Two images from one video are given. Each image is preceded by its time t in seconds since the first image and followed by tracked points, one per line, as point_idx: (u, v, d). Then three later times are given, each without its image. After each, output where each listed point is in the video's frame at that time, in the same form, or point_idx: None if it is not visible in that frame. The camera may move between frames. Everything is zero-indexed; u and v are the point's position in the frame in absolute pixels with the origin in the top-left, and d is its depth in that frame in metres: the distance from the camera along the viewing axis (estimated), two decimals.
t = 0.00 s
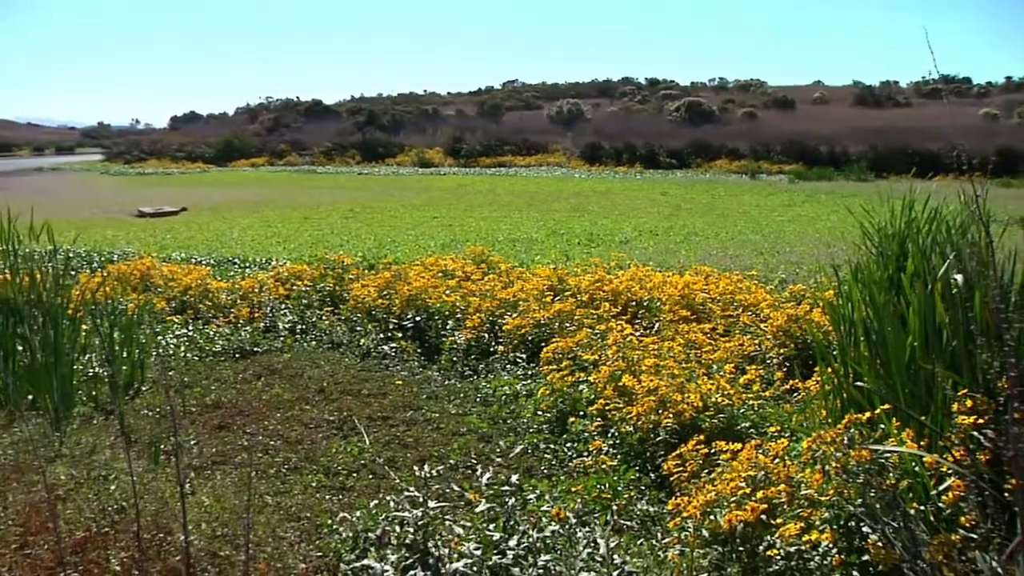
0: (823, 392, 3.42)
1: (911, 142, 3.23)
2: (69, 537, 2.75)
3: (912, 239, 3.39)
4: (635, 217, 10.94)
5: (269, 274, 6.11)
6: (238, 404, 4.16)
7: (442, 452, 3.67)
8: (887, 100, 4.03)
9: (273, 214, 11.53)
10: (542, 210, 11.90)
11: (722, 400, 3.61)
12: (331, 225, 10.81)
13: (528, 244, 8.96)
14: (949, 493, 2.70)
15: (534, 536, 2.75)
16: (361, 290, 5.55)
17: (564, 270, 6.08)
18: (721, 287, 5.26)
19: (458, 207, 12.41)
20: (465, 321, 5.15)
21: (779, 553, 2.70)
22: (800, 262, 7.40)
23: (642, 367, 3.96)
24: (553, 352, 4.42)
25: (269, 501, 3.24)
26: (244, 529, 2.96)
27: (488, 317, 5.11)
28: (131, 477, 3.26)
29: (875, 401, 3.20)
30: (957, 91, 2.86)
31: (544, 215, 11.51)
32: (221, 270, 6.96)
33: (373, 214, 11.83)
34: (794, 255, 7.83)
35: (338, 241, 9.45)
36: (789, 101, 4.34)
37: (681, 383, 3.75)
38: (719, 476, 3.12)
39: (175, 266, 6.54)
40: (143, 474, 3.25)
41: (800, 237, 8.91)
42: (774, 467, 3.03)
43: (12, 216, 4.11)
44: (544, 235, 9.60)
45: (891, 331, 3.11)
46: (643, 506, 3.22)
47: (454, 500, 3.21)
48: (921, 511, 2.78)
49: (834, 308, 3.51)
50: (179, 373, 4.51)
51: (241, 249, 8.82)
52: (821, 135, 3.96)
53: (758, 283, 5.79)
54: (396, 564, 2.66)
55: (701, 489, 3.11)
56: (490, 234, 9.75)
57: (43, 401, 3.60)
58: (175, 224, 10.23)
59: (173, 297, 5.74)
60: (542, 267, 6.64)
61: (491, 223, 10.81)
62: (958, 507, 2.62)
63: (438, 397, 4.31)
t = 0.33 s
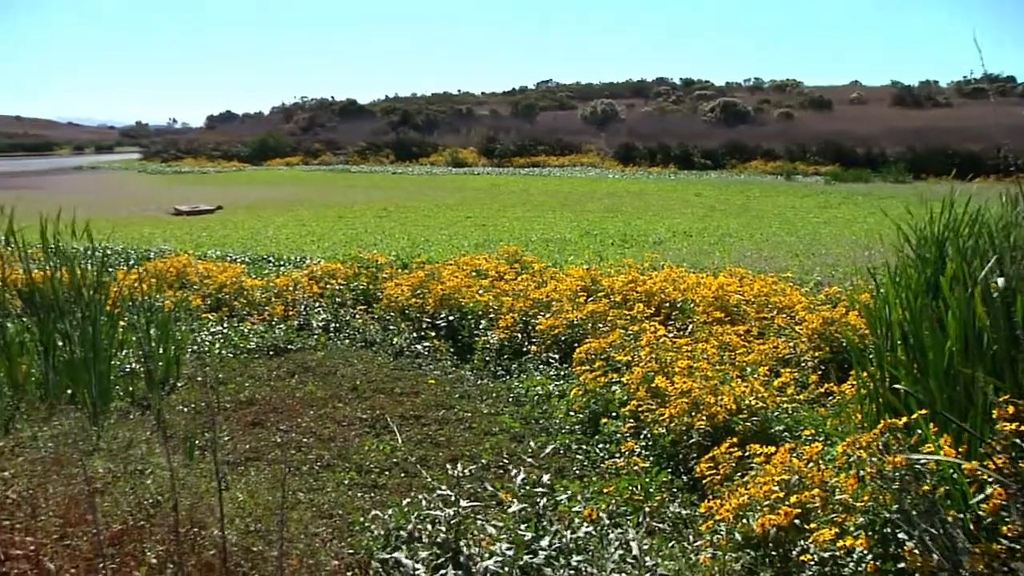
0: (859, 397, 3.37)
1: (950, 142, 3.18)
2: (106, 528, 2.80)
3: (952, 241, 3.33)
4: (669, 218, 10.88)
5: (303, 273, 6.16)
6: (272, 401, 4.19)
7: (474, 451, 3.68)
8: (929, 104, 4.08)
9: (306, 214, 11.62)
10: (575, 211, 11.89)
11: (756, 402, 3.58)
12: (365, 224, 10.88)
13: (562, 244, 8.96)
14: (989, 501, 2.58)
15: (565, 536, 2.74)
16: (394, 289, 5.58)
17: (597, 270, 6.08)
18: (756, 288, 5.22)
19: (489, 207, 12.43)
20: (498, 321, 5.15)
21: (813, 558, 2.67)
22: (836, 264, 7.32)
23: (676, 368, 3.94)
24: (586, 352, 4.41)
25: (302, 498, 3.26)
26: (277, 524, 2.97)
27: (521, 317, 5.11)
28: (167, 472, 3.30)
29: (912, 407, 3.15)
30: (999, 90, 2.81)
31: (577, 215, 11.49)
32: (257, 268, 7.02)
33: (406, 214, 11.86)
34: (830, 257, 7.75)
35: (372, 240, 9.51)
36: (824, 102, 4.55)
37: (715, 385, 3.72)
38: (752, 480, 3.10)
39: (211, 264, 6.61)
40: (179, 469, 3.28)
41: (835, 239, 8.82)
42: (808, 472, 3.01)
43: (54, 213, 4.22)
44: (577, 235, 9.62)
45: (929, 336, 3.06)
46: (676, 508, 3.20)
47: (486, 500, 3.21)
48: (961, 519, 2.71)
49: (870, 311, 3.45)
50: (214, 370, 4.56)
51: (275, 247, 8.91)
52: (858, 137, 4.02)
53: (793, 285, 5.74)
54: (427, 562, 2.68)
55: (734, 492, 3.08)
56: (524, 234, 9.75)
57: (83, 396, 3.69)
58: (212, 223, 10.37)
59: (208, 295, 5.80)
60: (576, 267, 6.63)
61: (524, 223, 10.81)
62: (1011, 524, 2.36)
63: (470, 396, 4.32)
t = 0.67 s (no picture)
0: (896, 401, 3.33)
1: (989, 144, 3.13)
2: (142, 522, 2.83)
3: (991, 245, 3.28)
4: (704, 220, 10.80)
5: (338, 271, 6.22)
6: (306, 399, 4.23)
7: (506, 451, 3.69)
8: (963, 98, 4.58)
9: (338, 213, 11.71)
10: (609, 211, 11.91)
11: (790, 406, 3.55)
12: (398, 223, 10.94)
13: (596, 245, 8.95)
14: None
15: (597, 538, 2.73)
16: (427, 289, 5.59)
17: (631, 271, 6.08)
18: (791, 290, 5.18)
19: (520, 207, 12.44)
20: (531, 321, 5.16)
21: (848, 565, 2.62)
22: (872, 267, 7.24)
23: (709, 370, 3.92)
24: (619, 353, 4.39)
25: (334, 496, 3.27)
26: (309, 521, 2.98)
27: (555, 317, 5.11)
28: (202, 467, 3.32)
29: (950, 412, 3.10)
30: None
31: (611, 216, 11.49)
32: (292, 266, 7.08)
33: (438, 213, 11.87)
34: (867, 259, 7.67)
35: (405, 239, 9.56)
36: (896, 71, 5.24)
37: (749, 388, 3.70)
38: (787, 483, 3.07)
39: (248, 262, 6.68)
40: (213, 465, 3.31)
41: (872, 242, 8.72)
42: (843, 476, 2.97)
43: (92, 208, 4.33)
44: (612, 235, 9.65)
45: (969, 340, 3.02)
46: (708, 511, 3.17)
47: (517, 500, 3.20)
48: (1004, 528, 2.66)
49: (907, 315, 3.41)
50: (249, 368, 4.60)
51: (310, 246, 8.99)
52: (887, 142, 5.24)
53: (829, 287, 5.68)
54: (461, 561, 2.69)
55: (768, 496, 3.05)
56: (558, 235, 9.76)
57: (121, 390, 3.78)
58: (247, 223, 10.48)
59: (244, 293, 5.85)
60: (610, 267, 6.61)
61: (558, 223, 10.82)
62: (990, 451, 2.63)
63: (503, 396, 4.33)
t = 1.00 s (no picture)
0: (931, 407, 3.29)
1: None
2: (176, 516, 2.84)
3: None
4: (737, 221, 10.73)
5: (370, 270, 6.24)
6: (337, 397, 4.26)
7: (536, 451, 3.70)
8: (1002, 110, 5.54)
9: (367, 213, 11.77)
10: (639, 211, 11.92)
11: (823, 409, 3.52)
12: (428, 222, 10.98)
13: (627, 245, 8.92)
14: None
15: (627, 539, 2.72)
16: (459, 288, 5.61)
17: (663, 272, 6.06)
18: (824, 293, 5.13)
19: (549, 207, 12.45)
20: (562, 321, 5.15)
21: (881, 571, 2.57)
22: (908, 269, 7.14)
23: (742, 372, 3.89)
24: (650, 354, 4.38)
25: (365, 493, 3.28)
26: (340, 518, 2.98)
27: (586, 318, 5.10)
28: (234, 464, 3.36)
29: (988, 417, 3.06)
30: None
31: (643, 216, 11.46)
32: (324, 265, 7.12)
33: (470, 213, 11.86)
34: (902, 262, 7.57)
35: (437, 238, 9.59)
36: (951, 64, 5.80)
37: (781, 390, 3.67)
38: (818, 487, 3.03)
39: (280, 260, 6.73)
40: (245, 461, 3.34)
41: (907, 244, 8.61)
42: (876, 481, 2.92)
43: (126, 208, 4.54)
44: (643, 236, 9.63)
45: (1009, 344, 2.98)
46: (739, 515, 3.14)
47: (547, 500, 3.23)
48: None
49: (945, 318, 3.37)
50: (280, 366, 4.64)
51: (342, 245, 9.04)
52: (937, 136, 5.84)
53: (863, 290, 5.63)
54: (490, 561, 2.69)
55: (799, 501, 3.01)
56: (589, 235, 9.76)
57: (155, 384, 3.86)
58: (282, 224, 10.55)
59: (276, 291, 5.90)
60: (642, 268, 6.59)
61: (590, 223, 10.82)
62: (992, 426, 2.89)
63: (534, 397, 4.33)
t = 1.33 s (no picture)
0: (966, 412, 3.25)
1: None
2: (207, 511, 2.85)
3: None
4: (767, 222, 10.65)
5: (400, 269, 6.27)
6: (367, 395, 4.29)
7: (565, 452, 3.70)
8: None
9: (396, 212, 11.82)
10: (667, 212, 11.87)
11: (854, 413, 3.50)
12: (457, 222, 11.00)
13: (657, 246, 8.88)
14: None
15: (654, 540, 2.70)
16: (489, 288, 5.62)
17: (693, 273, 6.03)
18: (857, 296, 5.07)
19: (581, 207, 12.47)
20: (592, 322, 5.15)
21: None
22: (943, 272, 7.05)
23: (772, 375, 3.86)
24: (680, 356, 4.37)
25: (395, 492, 3.30)
26: (369, 516, 2.98)
27: (616, 319, 5.09)
28: (264, 461, 3.39)
29: None
30: None
31: (672, 217, 11.41)
32: (354, 264, 7.16)
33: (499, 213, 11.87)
34: (937, 264, 7.48)
35: (467, 237, 9.61)
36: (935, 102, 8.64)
37: (812, 393, 3.65)
38: (849, 492, 3.00)
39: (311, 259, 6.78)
40: (275, 458, 3.36)
41: (942, 246, 8.50)
42: (909, 487, 2.88)
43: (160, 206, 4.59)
44: (674, 237, 9.58)
45: None
46: (769, 518, 3.11)
47: (575, 501, 3.24)
48: None
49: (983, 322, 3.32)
50: (310, 364, 4.68)
51: (373, 244, 9.08)
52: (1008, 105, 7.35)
53: (897, 293, 5.56)
54: (517, 561, 2.69)
55: (830, 505, 2.98)
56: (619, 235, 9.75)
57: (187, 380, 3.95)
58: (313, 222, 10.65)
59: (307, 289, 5.95)
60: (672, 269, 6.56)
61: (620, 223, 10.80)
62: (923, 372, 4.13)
63: (563, 397, 4.34)
